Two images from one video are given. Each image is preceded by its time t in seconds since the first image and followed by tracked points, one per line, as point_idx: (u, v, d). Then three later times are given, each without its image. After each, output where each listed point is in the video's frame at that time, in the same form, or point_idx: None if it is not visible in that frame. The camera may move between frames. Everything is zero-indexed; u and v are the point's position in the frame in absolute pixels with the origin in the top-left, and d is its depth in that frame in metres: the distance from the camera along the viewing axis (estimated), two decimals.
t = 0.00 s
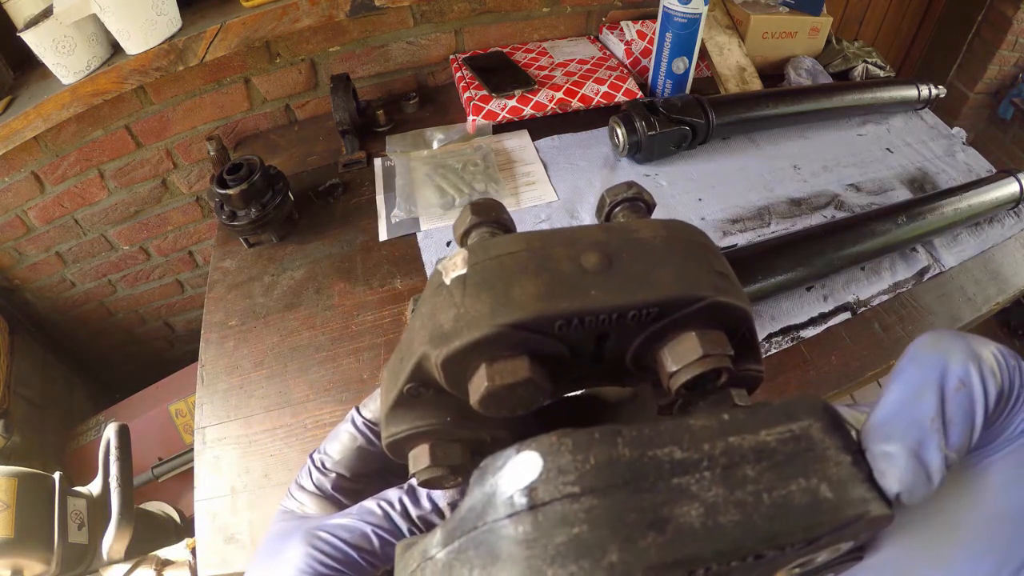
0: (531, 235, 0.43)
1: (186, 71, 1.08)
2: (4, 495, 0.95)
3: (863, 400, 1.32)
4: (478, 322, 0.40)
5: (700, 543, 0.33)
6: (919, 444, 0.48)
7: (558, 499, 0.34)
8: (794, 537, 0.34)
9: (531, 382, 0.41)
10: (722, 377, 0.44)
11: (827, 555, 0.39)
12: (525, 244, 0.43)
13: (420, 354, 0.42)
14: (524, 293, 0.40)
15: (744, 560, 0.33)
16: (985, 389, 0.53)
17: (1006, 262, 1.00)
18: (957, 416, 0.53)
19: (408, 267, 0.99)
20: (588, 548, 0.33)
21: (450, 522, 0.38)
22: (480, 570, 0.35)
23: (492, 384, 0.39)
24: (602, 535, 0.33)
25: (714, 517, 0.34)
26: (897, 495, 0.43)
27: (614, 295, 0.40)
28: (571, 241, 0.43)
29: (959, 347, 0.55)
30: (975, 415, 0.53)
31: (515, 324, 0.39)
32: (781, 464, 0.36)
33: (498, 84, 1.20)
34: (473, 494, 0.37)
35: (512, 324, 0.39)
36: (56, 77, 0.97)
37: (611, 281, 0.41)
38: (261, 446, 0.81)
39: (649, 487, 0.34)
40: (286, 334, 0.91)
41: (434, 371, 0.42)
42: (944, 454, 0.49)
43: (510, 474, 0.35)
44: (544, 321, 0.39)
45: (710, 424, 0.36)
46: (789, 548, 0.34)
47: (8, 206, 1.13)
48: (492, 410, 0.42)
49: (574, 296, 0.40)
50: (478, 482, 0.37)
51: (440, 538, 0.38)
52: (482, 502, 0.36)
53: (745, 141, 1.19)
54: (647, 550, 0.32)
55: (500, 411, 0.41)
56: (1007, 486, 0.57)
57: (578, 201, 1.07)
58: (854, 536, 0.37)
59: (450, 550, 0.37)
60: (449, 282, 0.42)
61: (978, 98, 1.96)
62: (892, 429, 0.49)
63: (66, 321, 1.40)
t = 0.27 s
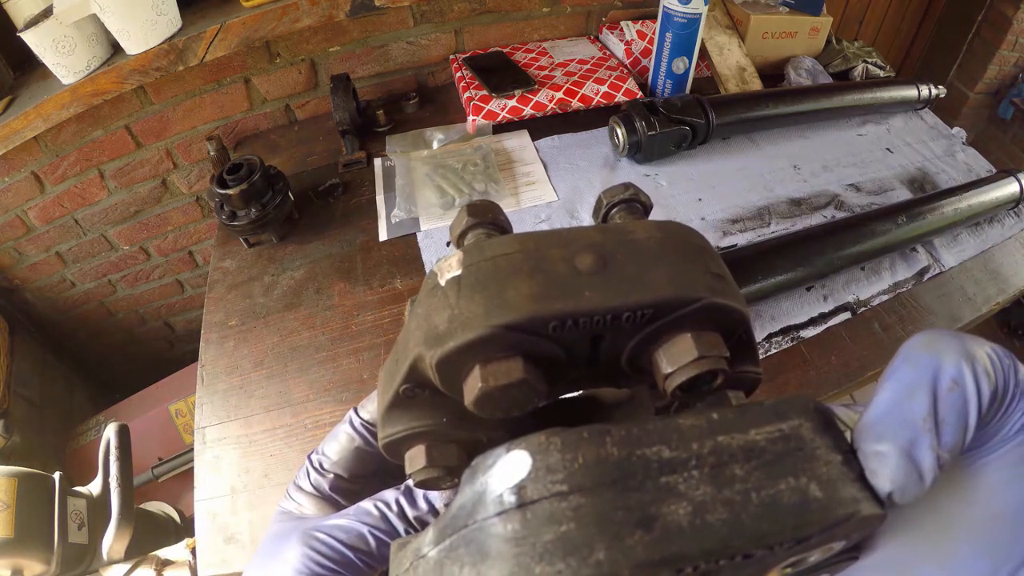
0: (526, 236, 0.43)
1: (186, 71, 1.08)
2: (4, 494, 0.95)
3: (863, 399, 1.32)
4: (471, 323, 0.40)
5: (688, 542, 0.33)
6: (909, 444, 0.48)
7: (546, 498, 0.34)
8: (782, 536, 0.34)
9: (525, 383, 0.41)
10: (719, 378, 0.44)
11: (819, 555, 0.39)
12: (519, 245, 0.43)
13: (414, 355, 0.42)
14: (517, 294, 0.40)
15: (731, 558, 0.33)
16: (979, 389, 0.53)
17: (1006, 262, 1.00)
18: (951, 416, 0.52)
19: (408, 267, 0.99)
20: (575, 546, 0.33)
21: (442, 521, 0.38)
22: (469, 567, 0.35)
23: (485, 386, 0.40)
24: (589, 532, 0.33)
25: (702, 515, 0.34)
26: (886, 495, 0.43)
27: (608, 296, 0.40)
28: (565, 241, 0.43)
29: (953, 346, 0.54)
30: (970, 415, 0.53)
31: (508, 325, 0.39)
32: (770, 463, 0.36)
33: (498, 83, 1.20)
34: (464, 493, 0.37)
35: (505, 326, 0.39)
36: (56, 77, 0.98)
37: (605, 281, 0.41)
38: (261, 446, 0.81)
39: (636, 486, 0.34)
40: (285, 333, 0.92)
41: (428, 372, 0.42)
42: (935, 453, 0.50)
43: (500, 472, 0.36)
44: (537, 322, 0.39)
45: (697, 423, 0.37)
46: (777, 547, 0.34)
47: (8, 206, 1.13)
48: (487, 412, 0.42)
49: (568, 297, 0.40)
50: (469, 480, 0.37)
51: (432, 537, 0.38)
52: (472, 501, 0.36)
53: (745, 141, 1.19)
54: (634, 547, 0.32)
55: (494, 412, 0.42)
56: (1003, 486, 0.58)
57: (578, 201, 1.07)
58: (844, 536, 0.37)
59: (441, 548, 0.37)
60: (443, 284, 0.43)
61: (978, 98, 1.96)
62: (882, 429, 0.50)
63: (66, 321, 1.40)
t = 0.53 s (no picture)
0: (525, 231, 0.43)
1: (186, 71, 1.08)
2: (4, 494, 0.95)
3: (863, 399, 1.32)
4: (470, 317, 0.40)
5: (690, 540, 0.33)
6: (912, 441, 0.48)
7: (549, 496, 0.34)
8: (784, 534, 0.34)
9: (523, 378, 0.40)
10: (718, 374, 0.43)
11: (821, 553, 0.39)
12: (518, 241, 0.42)
13: (413, 350, 0.42)
14: (515, 288, 0.40)
15: (734, 557, 0.33)
16: (979, 387, 0.53)
17: (1006, 262, 1.00)
18: (952, 415, 0.52)
19: (408, 267, 0.99)
20: (578, 544, 0.33)
21: (445, 520, 0.38)
22: (473, 566, 0.35)
23: (484, 380, 0.39)
24: (592, 531, 0.33)
25: (704, 514, 0.34)
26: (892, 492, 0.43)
27: (607, 290, 0.40)
28: (564, 237, 0.43)
29: (953, 344, 0.55)
30: (970, 413, 0.53)
31: (506, 319, 0.39)
32: (772, 461, 0.36)
33: (498, 83, 1.20)
34: (468, 492, 0.37)
35: (503, 320, 0.39)
36: (56, 77, 0.97)
37: (604, 276, 0.41)
38: (261, 446, 0.81)
39: (640, 484, 0.34)
40: (286, 334, 0.92)
41: (427, 367, 0.42)
42: (938, 451, 0.49)
43: (504, 471, 0.36)
44: (536, 316, 0.39)
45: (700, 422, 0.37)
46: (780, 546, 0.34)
47: (8, 206, 1.13)
48: (486, 407, 0.42)
49: (566, 292, 0.40)
50: (473, 479, 0.37)
51: (434, 536, 0.38)
52: (476, 499, 0.36)
53: (745, 141, 1.19)
54: (637, 546, 0.32)
55: (494, 407, 0.42)
56: (1004, 484, 0.58)
57: (578, 201, 1.07)
58: (846, 535, 0.37)
59: (445, 547, 0.37)
60: (442, 279, 0.43)
61: (978, 98, 1.96)
62: (885, 426, 0.49)
63: (66, 321, 1.40)
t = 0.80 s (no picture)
0: (536, 227, 0.43)
1: (186, 72, 1.08)
2: (4, 495, 0.95)
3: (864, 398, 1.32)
4: (481, 316, 0.40)
5: (697, 530, 0.33)
6: (917, 433, 0.48)
7: (556, 486, 0.34)
8: (791, 524, 0.34)
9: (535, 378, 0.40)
10: (728, 373, 0.44)
11: (828, 546, 0.39)
12: (529, 237, 0.42)
13: (423, 347, 0.42)
14: (528, 285, 0.40)
15: (741, 547, 0.33)
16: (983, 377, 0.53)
17: (1006, 262, 1.00)
18: (958, 406, 0.52)
19: (408, 267, 0.99)
20: (584, 534, 0.33)
21: (450, 512, 0.39)
22: (478, 557, 0.35)
23: (495, 380, 0.39)
24: (599, 521, 0.33)
25: (711, 504, 0.34)
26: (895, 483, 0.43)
27: (619, 289, 0.40)
28: (576, 234, 0.43)
29: (955, 337, 0.55)
30: (976, 405, 0.53)
31: (519, 318, 0.39)
32: (778, 452, 0.36)
33: (498, 83, 1.20)
34: (473, 483, 0.38)
35: (516, 319, 0.39)
36: (56, 77, 0.97)
37: (616, 274, 0.41)
38: (261, 446, 0.81)
39: (645, 474, 0.34)
40: (286, 334, 0.91)
41: (436, 364, 0.42)
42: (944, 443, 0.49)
43: (508, 462, 0.36)
44: (548, 315, 0.39)
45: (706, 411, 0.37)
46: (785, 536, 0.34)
47: (7, 206, 1.13)
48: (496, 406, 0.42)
49: (579, 291, 0.40)
50: (478, 471, 0.38)
51: (439, 527, 0.39)
52: (481, 491, 0.37)
53: (745, 142, 1.19)
54: (644, 536, 0.32)
55: (503, 405, 0.41)
56: (1008, 477, 0.57)
57: (578, 201, 1.07)
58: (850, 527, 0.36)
59: (450, 539, 0.37)
60: (452, 275, 0.43)
61: (978, 98, 1.96)
62: (889, 419, 0.49)
63: (66, 321, 1.40)
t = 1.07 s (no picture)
0: (553, 232, 0.43)
1: (186, 71, 1.08)
2: (4, 495, 0.95)
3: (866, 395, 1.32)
4: (494, 326, 0.39)
5: (713, 556, 0.34)
6: (931, 446, 0.49)
7: (565, 514, 0.34)
8: (805, 543, 0.35)
9: (546, 390, 0.40)
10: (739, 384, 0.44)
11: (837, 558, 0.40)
12: (544, 243, 0.42)
13: (432, 352, 0.42)
14: (545, 293, 0.40)
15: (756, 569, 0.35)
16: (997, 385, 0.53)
17: (1006, 263, 1.00)
18: (972, 414, 0.52)
19: (408, 267, 0.99)
20: (597, 564, 0.33)
21: (455, 534, 0.40)
22: None
23: (507, 391, 0.39)
24: (611, 550, 0.34)
25: (725, 528, 0.35)
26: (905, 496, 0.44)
27: (636, 300, 0.40)
28: (593, 240, 0.42)
29: (970, 343, 0.55)
30: (988, 412, 0.53)
31: (535, 330, 0.39)
32: (793, 469, 0.37)
33: (498, 83, 1.20)
34: (479, 506, 0.38)
35: (530, 331, 0.39)
36: (56, 77, 0.98)
37: (634, 284, 0.40)
38: (261, 446, 0.81)
39: (659, 500, 0.35)
40: (286, 334, 0.92)
41: (445, 370, 0.42)
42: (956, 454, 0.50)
43: (514, 488, 0.36)
44: (564, 327, 0.39)
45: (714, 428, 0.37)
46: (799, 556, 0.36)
47: (8, 206, 1.13)
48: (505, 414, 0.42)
49: (597, 302, 0.40)
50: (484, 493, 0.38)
51: (443, 549, 0.39)
52: (488, 515, 0.37)
53: (745, 142, 1.19)
54: (659, 565, 0.34)
55: (514, 413, 0.41)
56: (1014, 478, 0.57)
57: (578, 200, 1.07)
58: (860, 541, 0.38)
59: (458, 561, 0.38)
60: (463, 279, 0.42)
61: (978, 98, 1.96)
62: (902, 431, 0.50)
63: (66, 321, 1.40)
